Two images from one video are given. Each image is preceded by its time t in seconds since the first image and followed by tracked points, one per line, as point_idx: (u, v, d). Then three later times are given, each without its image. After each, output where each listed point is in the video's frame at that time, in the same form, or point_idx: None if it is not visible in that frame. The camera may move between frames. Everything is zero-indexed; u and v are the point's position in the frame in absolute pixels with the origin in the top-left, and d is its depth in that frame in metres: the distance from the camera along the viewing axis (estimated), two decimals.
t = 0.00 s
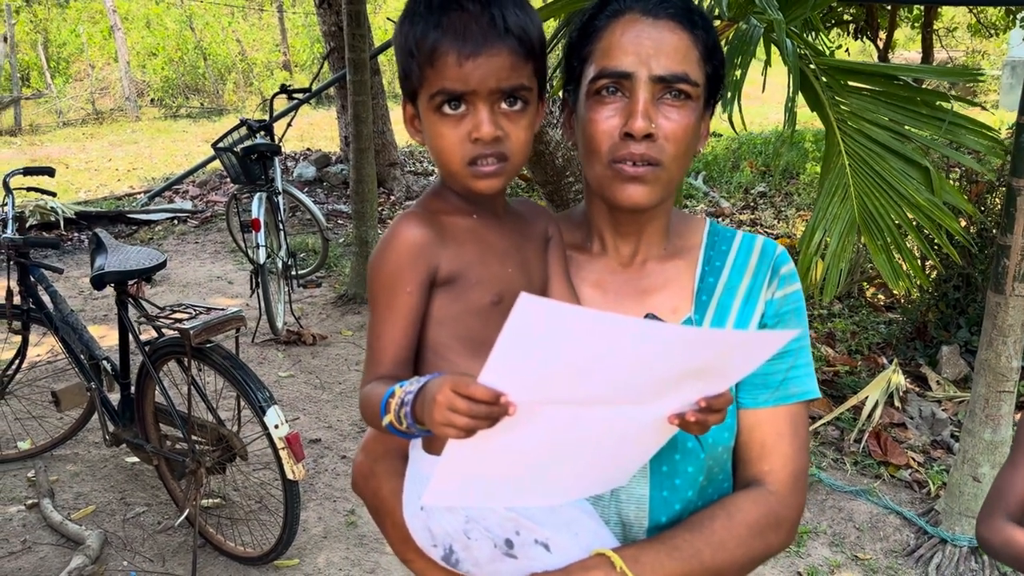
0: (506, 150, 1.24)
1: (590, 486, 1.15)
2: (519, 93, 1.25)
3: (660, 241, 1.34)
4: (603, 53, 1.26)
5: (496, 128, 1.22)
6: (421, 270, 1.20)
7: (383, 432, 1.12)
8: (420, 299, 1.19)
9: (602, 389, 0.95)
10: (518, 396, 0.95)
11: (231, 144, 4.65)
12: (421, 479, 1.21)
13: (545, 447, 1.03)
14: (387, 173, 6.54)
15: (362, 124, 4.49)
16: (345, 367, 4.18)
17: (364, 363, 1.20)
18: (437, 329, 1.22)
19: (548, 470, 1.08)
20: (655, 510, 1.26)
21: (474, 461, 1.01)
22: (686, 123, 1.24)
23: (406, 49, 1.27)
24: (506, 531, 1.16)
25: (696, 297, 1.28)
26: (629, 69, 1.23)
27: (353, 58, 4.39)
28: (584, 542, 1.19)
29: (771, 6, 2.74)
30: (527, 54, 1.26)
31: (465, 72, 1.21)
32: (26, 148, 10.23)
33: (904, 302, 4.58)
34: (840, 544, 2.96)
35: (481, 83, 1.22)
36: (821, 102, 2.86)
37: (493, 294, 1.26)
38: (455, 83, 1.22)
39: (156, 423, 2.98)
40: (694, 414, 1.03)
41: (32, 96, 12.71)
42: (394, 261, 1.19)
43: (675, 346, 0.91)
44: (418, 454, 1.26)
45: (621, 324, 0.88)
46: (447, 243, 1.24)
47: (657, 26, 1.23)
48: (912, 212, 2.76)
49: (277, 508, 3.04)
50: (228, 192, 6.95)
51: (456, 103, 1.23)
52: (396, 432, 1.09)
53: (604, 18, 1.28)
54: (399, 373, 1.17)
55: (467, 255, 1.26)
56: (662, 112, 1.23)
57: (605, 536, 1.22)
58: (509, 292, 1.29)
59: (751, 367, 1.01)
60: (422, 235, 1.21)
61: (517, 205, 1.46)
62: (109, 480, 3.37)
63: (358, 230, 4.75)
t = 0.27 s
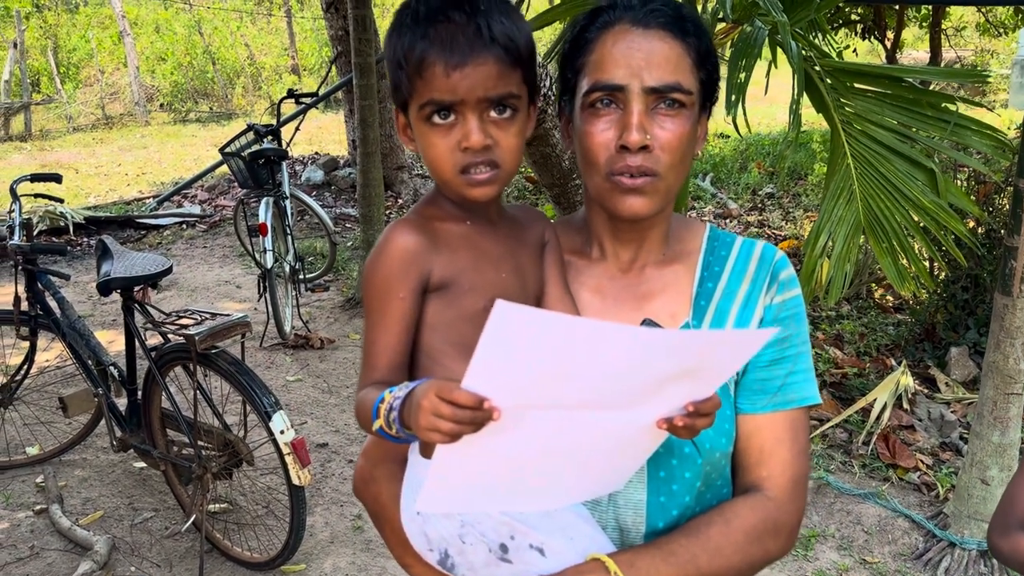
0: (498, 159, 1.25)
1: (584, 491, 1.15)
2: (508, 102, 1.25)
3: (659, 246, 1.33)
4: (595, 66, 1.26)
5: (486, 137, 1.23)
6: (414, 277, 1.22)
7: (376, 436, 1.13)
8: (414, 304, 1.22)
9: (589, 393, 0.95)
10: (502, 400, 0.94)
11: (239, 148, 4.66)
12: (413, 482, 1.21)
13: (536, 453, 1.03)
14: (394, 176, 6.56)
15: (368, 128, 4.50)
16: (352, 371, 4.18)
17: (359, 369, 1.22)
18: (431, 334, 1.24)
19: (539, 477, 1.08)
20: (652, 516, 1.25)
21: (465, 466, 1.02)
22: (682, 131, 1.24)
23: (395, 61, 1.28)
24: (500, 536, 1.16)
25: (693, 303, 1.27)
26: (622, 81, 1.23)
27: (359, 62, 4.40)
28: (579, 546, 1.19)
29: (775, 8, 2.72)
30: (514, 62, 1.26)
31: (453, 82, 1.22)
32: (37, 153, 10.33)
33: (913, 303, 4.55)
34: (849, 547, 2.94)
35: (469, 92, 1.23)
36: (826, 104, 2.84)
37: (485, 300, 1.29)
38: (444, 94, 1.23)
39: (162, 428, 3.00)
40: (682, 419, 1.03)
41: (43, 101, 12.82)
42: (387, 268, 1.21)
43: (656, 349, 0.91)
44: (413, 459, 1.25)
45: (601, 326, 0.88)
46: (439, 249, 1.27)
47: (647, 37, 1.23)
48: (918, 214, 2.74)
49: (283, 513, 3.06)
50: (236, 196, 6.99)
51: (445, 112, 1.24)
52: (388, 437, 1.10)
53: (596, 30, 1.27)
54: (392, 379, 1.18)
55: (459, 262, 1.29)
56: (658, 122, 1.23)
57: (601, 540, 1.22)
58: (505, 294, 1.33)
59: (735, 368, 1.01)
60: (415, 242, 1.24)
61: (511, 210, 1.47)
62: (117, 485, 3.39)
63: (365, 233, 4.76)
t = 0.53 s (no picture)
0: (489, 174, 1.28)
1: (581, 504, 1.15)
2: (497, 119, 1.28)
3: (658, 259, 1.33)
4: (598, 77, 1.26)
5: (476, 153, 1.26)
6: (408, 291, 1.24)
7: (370, 450, 1.14)
8: (408, 318, 1.24)
9: (580, 407, 0.95)
10: (491, 414, 0.95)
11: (244, 156, 4.68)
12: (410, 494, 1.21)
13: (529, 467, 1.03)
14: (399, 182, 6.58)
15: (373, 135, 4.52)
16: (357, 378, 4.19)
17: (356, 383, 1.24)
18: (427, 347, 1.26)
19: (534, 491, 1.08)
20: (650, 529, 1.25)
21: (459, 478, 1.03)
22: (681, 145, 1.24)
23: (387, 80, 1.31)
24: (499, 550, 1.17)
25: (691, 315, 1.27)
26: (622, 94, 1.23)
27: (364, 69, 4.41)
28: (578, 559, 1.19)
29: (777, 15, 2.73)
30: (504, 79, 1.29)
31: (444, 100, 1.25)
32: (44, 160, 10.40)
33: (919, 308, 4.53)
34: (855, 555, 2.93)
35: (459, 110, 1.25)
36: (829, 111, 2.84)
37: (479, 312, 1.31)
38: (435, 111, 1.26)
39: (168, 438, 3.01)
40: (672, 430, 1.03)
41: (50, 108, 12.91)
42: (382, 281, 1.23)
43: (643, 362, 0.92)
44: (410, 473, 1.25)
45: (588, 341, 0.88)
46: (432, 262, 1.29)
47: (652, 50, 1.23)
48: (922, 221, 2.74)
49: (289, 521, 3.10)
50: (242, 203, 7.02)
51: (437, 129, 1.27)
52: (382, 451, 1.12)
53: (598, 43, 1.27)
54: (388, 394, 1.20)
55: (454, 275, 1.31)
56: (657, 135, 1.23)
57: (599, 552, 1.22)
58: (497, 308, 1.36)
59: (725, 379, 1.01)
60: (408, 256, 1.26)
61: (505, 224, 1.49)
62: (123, 494, 3.41)
63: (370, 240, 4.77)
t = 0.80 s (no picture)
0: (477, 185, 1.31)
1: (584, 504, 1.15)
2: (483, 133, 1.30)
3: (661, 263, 1.33)
4: (596, 84, 1.26)
5: (465, 165, 1.28)
6: (408, 296, 1.25)
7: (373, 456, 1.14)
8: (408, 323, 1.24)
9: (580, 411, 0.95)
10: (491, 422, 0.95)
11: (249, 162, 4.69)
12: (414, 501, 1.21)
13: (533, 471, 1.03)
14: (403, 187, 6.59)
15: (377, 141, 4.53)
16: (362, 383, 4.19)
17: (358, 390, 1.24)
18: (428, 352, 1.26)
19: (538, 494, 1.08)
20: (656, 531, 1.25)
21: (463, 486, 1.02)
22: (681, 150, 1.24)
23: (383, 90, 1.33)
24: (507, 554, 1.17)
25: (694, 319, 1.28)
26: (622, 101, 1.23)
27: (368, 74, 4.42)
28: (585, 562, 1.19)
29: (781, 20, 2.74)
30: (495, 92, 1.31)
31: (432, 112, 1.27)
32: (50, 167, 10.46)
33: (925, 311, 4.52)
34: (861, 559, 2.92)
35: (448, 122, 1.27)
36: (833, 115, 2.83)
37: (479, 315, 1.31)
38: (425, 122, 1.27)
39: (174, 443, 3.02)
40: (671, 430, 1.03)
41: (56, 115, 12.98)
42: (381, 289, 1.24)
43: (641, 364, 0.92)
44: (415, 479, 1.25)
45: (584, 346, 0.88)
46: (431, 268, 1.29)
47: (649, 56, 1.24)
48: (928, 225, 2.73)
49: (294, 526, 3.09)
50: (247, 208, 7.04)
51: (427, 140, 1.29)
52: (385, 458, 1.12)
53: (596, 50, 1.28)
54: (389, 400, 1.21)
55: (454, 280, 1.31)
56: (657, 140, 1.23)
57: (605, 555, 1.22)
58: (497, 312, 1.35)
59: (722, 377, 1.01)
60: (407, 263, 1.26)
61: (506, 229, 1.49)
62: (129, 499, 3.41)
63: (374, 245, 4.78)
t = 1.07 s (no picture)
0: (451, 202, 1.29)
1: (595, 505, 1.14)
2: (458, 149, 1.28)
3: (661, 264, 1.34)
4: (592, 82, 1.26)
5: (437, 179, 1.27)
6: (408, 298, 1.25)
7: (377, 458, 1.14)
8: (409, 325, 1.24)
9: (586, 404, 0.95)
10: (495, 420, 0.95)
11: (252, 167, 4.70)
12: (419, 503, 1.20)
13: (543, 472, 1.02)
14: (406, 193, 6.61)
15: (380, 146, 4.53)
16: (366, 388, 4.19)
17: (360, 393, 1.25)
18: (428, 354, 1.26)
19: (550, 496, 1.07)
20: (660, 532, 1.25)
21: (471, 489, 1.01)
22: (673, 149, 1.23)
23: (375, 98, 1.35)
24: (510, 554, 1.16)
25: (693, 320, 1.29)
26: (616, 98, 1.23)
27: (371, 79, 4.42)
28: (589, 562, 1.18)
29: (784, 24, 2.75)
30: (469, 108, 1.28)
31: (405, 125, 1.27)
32: (53, 174, 10.49)
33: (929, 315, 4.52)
34: (866, 563, 2.91)
35: (420, 136, 1.26)
36: (836, 118, 2.83)
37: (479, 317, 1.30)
38: (399, 134, 1.28)
39: (178, 449, 3.01)
40: (676, 430, 1.02)
41: (59, 122, 13.03)
42: (382, 289, 1.25)
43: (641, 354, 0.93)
44: (421, 481, 1.24)
45: (582, 332, 0.89)
46: (432, 269, 1.28)
47: (647, 55, 1.23)
48: (932, 228, 2.74)
49: (298, 532, 3.08)
50: (250, 214, 7.06)
51: (405, 151, 1.29)
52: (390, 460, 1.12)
53: (595, 48, 1.28)
54: (391, 402, 1.21)
55: (456, 282, 1.30)
56: (648, 139, 1.22)
57: (610, 556, 1.22)
58: (498, 313, 1.34)
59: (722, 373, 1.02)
60: (408, 264, 1.26)
61: (507, 232, 1.47)
62: (133, 505, 3.41)
63: (377, 250, 4.78)
